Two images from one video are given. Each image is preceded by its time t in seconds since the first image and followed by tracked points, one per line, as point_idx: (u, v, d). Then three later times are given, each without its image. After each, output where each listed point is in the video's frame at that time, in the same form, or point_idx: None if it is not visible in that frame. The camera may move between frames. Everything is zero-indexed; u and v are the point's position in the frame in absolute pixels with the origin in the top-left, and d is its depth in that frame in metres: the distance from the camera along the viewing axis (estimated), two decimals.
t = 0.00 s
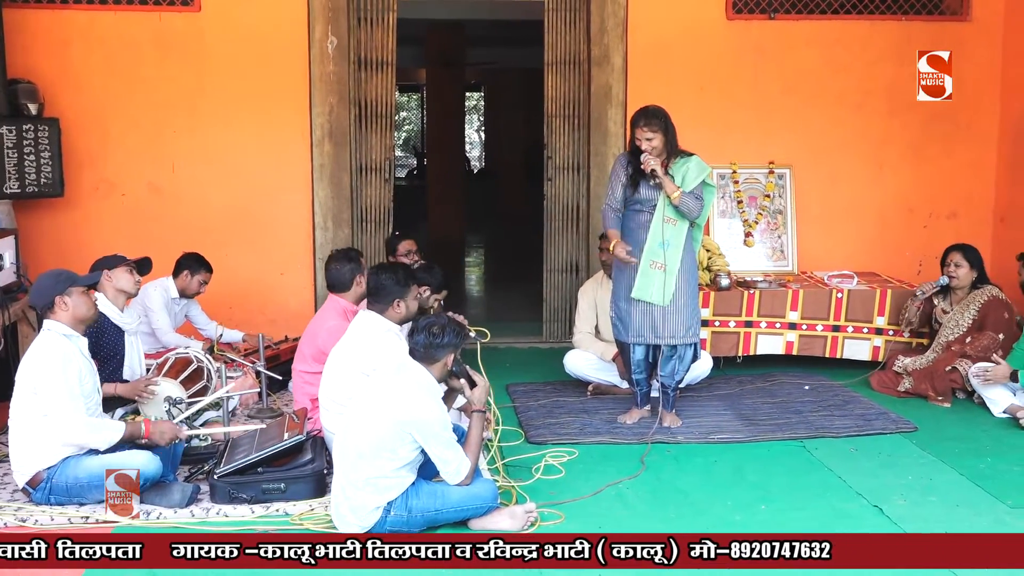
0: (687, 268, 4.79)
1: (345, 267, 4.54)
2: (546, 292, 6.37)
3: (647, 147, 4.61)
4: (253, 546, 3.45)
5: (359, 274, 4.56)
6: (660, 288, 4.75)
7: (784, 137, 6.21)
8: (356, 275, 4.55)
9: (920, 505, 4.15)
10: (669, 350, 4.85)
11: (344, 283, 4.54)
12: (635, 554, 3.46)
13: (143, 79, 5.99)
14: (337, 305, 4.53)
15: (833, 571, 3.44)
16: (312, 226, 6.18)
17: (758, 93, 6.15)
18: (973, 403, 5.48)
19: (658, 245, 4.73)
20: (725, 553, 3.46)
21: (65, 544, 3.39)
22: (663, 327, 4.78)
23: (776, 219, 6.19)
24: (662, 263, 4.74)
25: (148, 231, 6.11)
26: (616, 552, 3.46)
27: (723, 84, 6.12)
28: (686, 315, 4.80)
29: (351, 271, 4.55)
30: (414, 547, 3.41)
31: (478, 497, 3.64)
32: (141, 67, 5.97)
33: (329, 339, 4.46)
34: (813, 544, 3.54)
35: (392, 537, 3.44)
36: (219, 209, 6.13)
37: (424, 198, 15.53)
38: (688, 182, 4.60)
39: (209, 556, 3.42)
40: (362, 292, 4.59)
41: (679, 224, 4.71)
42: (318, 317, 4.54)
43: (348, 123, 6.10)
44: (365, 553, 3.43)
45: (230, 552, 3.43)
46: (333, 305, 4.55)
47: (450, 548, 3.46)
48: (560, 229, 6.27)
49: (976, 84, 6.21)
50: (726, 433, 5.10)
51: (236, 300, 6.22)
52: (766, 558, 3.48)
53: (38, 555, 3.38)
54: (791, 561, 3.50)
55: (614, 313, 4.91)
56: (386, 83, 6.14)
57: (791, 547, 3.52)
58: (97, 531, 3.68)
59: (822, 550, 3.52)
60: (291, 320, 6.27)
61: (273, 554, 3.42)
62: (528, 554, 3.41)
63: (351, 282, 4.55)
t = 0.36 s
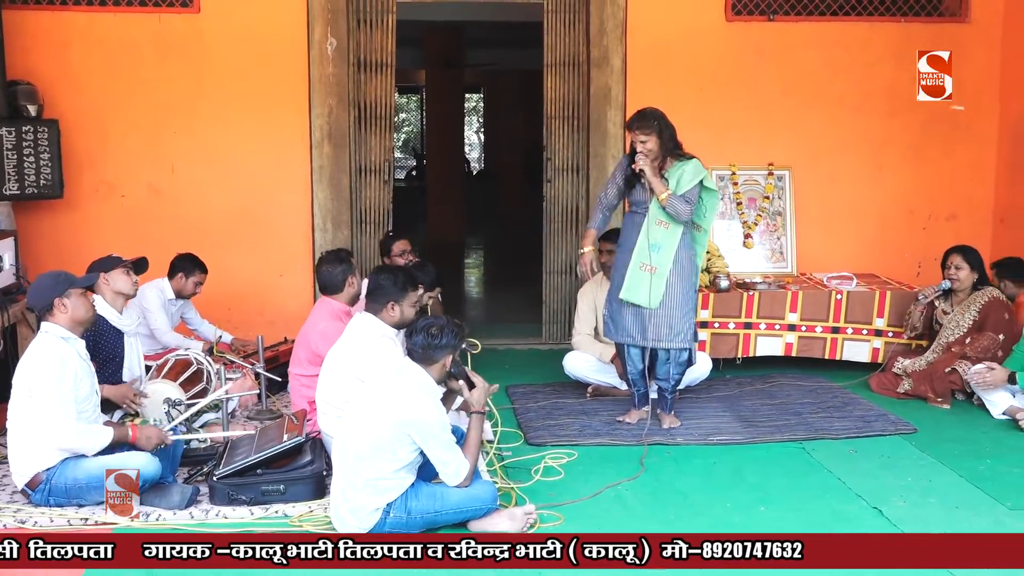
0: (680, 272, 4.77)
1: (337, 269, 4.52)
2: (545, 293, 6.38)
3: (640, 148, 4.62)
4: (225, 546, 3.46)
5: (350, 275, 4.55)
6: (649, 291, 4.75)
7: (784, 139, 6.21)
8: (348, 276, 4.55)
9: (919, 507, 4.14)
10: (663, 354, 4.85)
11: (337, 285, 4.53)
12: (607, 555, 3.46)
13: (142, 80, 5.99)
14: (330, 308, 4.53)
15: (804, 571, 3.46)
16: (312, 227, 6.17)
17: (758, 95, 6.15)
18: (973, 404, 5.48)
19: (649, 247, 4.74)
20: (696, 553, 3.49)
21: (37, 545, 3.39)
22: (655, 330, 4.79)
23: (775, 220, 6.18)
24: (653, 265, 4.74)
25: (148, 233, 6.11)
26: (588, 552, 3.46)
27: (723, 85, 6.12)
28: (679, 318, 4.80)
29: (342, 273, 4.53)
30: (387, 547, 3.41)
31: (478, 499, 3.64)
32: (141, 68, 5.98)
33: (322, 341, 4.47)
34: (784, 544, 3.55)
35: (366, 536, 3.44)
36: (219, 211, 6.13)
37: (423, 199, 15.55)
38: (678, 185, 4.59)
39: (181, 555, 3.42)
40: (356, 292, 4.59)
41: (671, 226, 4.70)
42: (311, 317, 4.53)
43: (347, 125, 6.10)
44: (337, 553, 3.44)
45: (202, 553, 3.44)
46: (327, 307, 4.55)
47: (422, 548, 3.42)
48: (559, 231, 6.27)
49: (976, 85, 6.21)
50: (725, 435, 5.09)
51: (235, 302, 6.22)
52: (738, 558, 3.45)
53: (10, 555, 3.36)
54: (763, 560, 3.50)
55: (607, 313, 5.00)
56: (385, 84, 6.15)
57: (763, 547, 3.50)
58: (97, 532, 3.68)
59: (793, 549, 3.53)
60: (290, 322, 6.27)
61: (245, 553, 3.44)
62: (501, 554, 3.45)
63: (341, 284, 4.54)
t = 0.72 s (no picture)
0: (666, 286, 4.74)
1: (340, 280, 4.53)
2: (544, 304, 6.38)
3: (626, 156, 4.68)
4: (197, 544, 3.42)
5: (353, 286, 4.55)
6: (631, 302, 4.77)
7: (783, 150, 6.22)
8: (351, 287, 4.55)
9: (919, 518, 4.13)
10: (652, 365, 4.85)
11: (340, 296, 4.53)
12: (578, 554, 3.43)
13: (143, 91, 6.00)
14: (333, 318, 4.51)
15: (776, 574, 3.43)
16: (311, 238, 6.18)
17: (757, 105, 6.16)
18: (973, 414, 5.47)
19: (635, 258, 4.78)
20: (668, 553, 3.50)
21: (11, 544, 3.30)
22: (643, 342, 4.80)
23: (774, 230, 6.17)
24: (636, 276, 4.76)
25: (148, 243, 6.11)
26: (560, 551, 3.43)
27: (721, 96, 6.14)
28: (664, 331, 4.78)
29: (347, 284, 4.54)
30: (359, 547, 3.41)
31: (477, 509, 3.63)
32: (141, 79, 5.99)
33: (325, 351, 4.45)
34: (757, 543, 3.45)
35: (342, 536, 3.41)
36: (218, 222, 6.14)
37: (422, 211, 15.58)
38: (658, 198, 4.60)
39: (153, 555, 3.39)
40: (359, 303, 4.59)
41: (654, 238, 4.71)
42: (313, 329, 4.53)
43: (347, 134, 6.10)
44: (309, 552, 3.37)
45: (175, 551, 3.39)
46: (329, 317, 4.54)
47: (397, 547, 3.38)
48: (558, 241, 6.27)
49: (974, 94, 6.23)
50: (724, 446, 5.08)
51: (235, 312, 6.22)
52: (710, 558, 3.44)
53: None
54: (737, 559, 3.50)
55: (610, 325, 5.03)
56: (385, 95, 6.15)
57: (734, 547, 3.43)
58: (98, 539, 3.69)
59: (766, 549, 3.44)
60: (290, 332, 6.27)
61: (217, 551, 3.42)
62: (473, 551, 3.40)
63: (344, 295, 4.55)
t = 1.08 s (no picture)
0: (666, 292, 4.66)
1: (336, 287, 4.46)
2: (544, 311, 6.30)
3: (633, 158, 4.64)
4: (168, 546, 3.43)
5: (348, 293, 4.47)
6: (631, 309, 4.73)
7: (785, 155, 6.16)
8: (346, 294, 4.46)
9: (925, 527, 4.06)
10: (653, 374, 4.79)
11: (336, 303, 4.46)
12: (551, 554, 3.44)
13: (138, 95, 5.93)
14: (334, 324, 4.45)
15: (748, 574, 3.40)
16: (308, 243, 6.11)
17: (759, 109, 6.10)
18: (978, 423, 5.40)
19: (633, 265, 4.67)
20: (640, 553, 3.47)
21: None
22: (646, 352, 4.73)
23: (777, 236, 6.12)
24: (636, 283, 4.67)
25: (143, 249, 6.04)
26: (532, 551, 3.44)
27: (723, 100, 6.07)
28: (665, 340, 4.70)
29: (343, 290, 4.47)
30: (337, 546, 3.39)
31: (475, 519, 3.55)
32: (137, 84, 5.92)
33: (326, 355, 4.36)
34: (730, 543, 3.39)
35: (318, 536, 3.42)
36: (214, 228, 6.07)
37: (421, 216, 15.53)
38: (660, 204, 4.52)
39: (124, 555, 3.41)
40: (357, 309, 4.50)
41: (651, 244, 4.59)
42: (314, 336, 4.45)
43: (344, 138, 6.03)
44: (281, 550, 3.43)
45: (146, 551, 3.41)
46: (330, 323, 4.47)
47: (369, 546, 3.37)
48: (558, 248, 6.20)
49: (978, 98, 6.17)
50: (727, 454, 5.01)
51: (231, 318, 6.14)
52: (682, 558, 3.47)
53: None
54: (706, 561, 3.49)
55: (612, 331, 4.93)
56: (384, 99, 6.08)
57: (707, 547, 3.42)
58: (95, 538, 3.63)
59: (738, 549, 3.38)
60: (287, 339, 6.20)
61: (190, 554, 3.41)
62: (444, 553, 3.36)
63: (340, 302, 4.47)
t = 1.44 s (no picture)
0: (681, 291, 4.66)
1: (335, 291, 4.47)
2: (545, 314, 6.30)
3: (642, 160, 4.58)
4: (141, 547, 3.46)
5: (345, 298, 4.47)
6: (644, 309, 4.65)
7: (786, 158, 6.16)
8: (343, 300, 4.47)
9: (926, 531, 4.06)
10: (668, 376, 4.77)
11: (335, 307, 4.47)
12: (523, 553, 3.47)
13: (139, 98, 5.93)
14: (335, 328, 4.46)
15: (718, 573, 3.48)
16: (309, 246, 6.12)
17: (760, 112, 6.10)
18: (979, 425, 5.40)
19: (648, 265, 4.64)
20: (612, 553, 3.45)
21: None
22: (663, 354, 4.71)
23: (778, 239, 6.06)
24: (649, 284, 4.64)
25: (144, 252, 6.04)
26: (503, 551, 3.47)
27: (723, 103, 6.07)
28: (682, 341, 4.69)
29: (341, 295, 4.47)
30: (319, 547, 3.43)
31: (475, 522, 3.55)
32: (137, 87, 5.92)
33: (326, 360, 4.37)
34: (701, 543, 3.52)
35: (319, 536, 3.43)
36: (215, 231, 6.07)
37: (421, 219, 15.54)
38: (690, 203, 4.55)
39: (97, 555, 3.42)
40: (355, 315, 4.49)
41: (672, 243, 4.59)
42: (315, 340, 4.45)
43: (345, 141, 6.04)
44: (253, 551, 3.45)
45: (119, 552, 3.43)
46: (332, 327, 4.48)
47: (341, 546, 3.41)
48: (559, 251, 6.21)
49: (978, 100, 6.16)
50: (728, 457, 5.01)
51: (231, 321, 6.14)
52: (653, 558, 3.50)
53: None
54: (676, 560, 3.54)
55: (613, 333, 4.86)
56: (384, 102, 6.09)
57: (677, 547, 3.52)
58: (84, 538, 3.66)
59: (707, 548, 3.50)
60: (288, 342, 6.20)
61: (161, 553, 3.45)
62: (416, 555, 3.36)
63: (337, 307, 4.48)
